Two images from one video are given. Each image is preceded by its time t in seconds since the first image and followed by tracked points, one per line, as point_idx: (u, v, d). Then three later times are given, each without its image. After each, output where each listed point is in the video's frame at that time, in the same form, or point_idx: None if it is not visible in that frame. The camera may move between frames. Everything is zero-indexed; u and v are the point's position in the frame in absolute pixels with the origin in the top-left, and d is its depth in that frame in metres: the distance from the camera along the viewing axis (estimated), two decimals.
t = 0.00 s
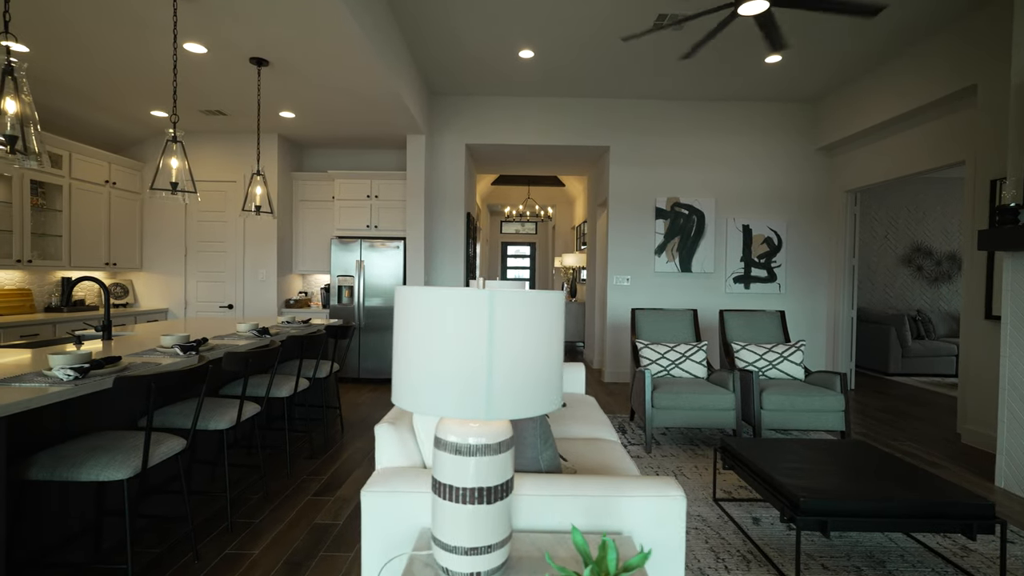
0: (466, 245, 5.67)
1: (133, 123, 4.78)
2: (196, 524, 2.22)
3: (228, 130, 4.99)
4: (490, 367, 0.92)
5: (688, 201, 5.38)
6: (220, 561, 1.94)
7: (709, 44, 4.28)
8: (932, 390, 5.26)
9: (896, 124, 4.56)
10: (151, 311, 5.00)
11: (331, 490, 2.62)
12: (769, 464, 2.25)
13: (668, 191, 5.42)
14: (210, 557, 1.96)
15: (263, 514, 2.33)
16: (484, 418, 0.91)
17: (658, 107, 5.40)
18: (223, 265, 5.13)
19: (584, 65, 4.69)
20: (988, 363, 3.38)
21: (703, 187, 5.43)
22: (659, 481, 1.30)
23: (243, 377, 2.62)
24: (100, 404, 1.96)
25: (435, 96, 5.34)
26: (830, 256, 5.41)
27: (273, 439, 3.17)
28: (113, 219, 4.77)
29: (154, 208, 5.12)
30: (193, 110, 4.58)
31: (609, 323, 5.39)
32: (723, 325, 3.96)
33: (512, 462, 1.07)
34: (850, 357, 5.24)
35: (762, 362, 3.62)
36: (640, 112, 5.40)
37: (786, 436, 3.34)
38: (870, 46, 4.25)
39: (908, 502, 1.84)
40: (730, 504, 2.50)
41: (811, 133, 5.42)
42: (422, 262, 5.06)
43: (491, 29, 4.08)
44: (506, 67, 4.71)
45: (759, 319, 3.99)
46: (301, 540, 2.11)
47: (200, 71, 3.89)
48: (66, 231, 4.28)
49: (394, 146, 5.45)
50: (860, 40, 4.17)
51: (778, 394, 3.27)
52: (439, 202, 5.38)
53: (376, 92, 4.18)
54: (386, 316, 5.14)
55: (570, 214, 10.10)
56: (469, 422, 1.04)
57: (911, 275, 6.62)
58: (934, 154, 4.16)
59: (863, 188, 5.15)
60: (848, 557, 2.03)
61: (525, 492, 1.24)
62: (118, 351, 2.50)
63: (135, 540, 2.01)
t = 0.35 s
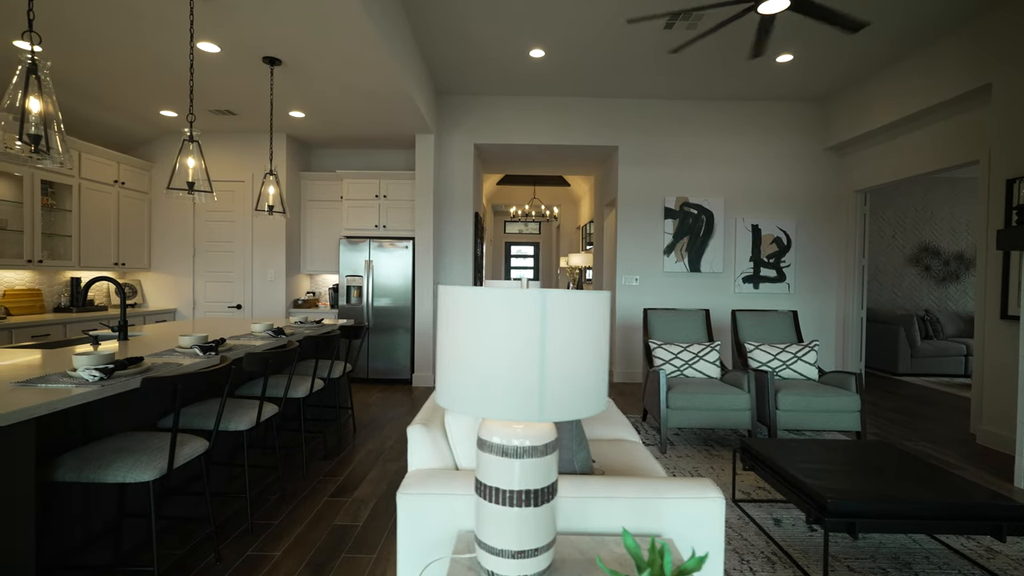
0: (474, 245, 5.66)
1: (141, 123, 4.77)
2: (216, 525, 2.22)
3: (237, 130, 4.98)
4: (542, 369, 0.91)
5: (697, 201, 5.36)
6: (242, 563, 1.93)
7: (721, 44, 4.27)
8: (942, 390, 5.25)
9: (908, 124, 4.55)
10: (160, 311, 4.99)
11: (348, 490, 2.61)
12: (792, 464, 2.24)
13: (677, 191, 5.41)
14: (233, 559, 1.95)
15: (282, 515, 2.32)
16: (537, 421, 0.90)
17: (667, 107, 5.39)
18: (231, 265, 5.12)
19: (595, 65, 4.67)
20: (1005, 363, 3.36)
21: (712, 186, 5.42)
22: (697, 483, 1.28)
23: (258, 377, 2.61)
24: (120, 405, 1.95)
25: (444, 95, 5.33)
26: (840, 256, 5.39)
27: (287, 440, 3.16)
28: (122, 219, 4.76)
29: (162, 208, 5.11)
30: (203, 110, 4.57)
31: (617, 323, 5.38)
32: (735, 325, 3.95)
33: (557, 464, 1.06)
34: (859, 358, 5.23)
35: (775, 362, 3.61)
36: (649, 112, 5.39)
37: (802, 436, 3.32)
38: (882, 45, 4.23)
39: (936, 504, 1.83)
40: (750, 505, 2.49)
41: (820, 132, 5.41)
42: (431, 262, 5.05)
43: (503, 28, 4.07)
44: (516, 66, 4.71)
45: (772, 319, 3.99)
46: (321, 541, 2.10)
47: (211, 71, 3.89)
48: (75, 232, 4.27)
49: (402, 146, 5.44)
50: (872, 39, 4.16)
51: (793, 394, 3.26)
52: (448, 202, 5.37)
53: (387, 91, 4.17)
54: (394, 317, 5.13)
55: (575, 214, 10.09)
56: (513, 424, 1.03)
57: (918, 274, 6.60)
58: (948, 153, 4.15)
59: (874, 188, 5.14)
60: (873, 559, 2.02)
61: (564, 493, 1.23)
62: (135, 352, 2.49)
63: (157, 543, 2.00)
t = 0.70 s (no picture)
0: (482, 245, 5.65)
1: (149, 123, 4.77)
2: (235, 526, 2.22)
3: (246, 130, 4.97)
4: (594, 369, 0.90)
5: (705, 201, 5.36)
6: (263, 564, 1.92)
7: (731, 44, 4.26)
8: (951, 391, 5.24)
9: (918, 124, 4.55)
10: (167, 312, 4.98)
11: (365, 492, 2.61)
12: (813, 465, 2.23)
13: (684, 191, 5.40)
14: (253, 560, 1.94)
15: (300, 517, 2.31)
16: (590, 422, 0.89)
17: (675, 107, 5.38)
18: (239, 265, 5.12)
19: (604, 65, 4.67)
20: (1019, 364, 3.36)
21: (720, 187, 5.42)
22: (733, 484, 1.28)
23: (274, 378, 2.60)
24: (141, 406, 1.95)
25: (452, 96, 5.33)
26: (848, 257, 5.39)
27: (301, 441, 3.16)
28: (130, 219, 4.75)
29: (170, 208, 5.11)
30: (212, 110, 4.56)
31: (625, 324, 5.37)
32: (746, 325, 3.95)
33: (600, 466, 1.05)
34: (868, 358, 5.22)
35: (788, 362, 3.60)
36: (657, 112, 5.38)
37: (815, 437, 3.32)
38: (893, 44, 4.23)
39: (961, 504, 1.82)
40: (769, 506, 2.48)
41: (828, 133, 5.41)
42: (439, 263, 5.06)
43: (514, 27, 4.07)
44: (525, 66, 4.70)
45: (783, 319, 3.98)
46: (342, 543, 2.10)
47: (222, 71, 3.88)
48: (84, 232, 4.26)
49: (410, 146, 5.43)
50: (883, 39, 4.15)
51: (807, 395, 3.26)
52: (455, 202, 5.36)
53: (397, 90, 4.15)
54: (402, 317, 5.12)
55: (579, 214, 10.08)
56: (556, 426, 1.02)
57: (925, 275, 6.60)
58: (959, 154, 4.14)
59: (882, 188, 5.14)
60: (896, 560, 2.01)
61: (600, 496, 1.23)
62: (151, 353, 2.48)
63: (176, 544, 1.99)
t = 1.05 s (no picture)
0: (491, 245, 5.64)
1: (161, 123, 4.76)
2: (258, 527, 2.22)
3: (256, 130, 4.97)
4: (653, 373, 0.89)
5: (714, 201, 5.36)
6: (289, 566, 1.92)
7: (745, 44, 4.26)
8: (961, 391, 5.23)
9: (931, 124, 4.54)
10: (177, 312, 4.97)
11: (384, 492, 2.60)
12: (837, 466, 2.22)
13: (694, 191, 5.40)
14: (279, 562, 1.94)
15: (321, 518, 2.31)
16: (647, 425, 0.89)
17: (685, 107, 5.38)
18: (248, 265, 5.11)
19: (616, 65, 4.66)
20: None
21: (730, 187, 5.41)
22: (772, 486, 1.27)
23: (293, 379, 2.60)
24: (166, 407, 1.94)
25: (462, 96, 5.32)
26: (858, 257, 5.39)
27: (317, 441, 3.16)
28: (141, 219, 4.75)
29: (179, 208, 5.10)
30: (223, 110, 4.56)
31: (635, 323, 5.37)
32: (760, 326, 3.95)
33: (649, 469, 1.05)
34: (878, 359, 5.22)
35: (803, 363, 3.60)
36: (667, 112, 5.37)
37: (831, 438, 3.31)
38: (907, 45, 4.22)
39: (991, 506, 1.82)
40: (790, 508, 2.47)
41: (838, 133, 5.40)
42: (449, 263, 5.06)
43: (528, 28, 4.06)
44: (537, 66, 4.70)
45: (796, 319, 3.98)
46: (366, 544, 2.09)
47: (235, 71, 3.87)
48: (96, 231, 4.25)
49: (419, 146, 5.43)
50: (897, 39, 4.15)
51: (823, 396, 3.25)
52: (465, 202, 5.36)
53: (410, 90, 4.15)
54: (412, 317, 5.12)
55: (584, 214, 10.07)
56: (604, 428, 1.02)
57: (933, 275, 6.59)
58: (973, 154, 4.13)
59: (893, 189, 5.14)
60: (923, 562, 2.00)
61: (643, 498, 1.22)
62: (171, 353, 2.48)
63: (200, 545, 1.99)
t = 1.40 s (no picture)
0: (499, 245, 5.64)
1: (170, 123, 4.76)
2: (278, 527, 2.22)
3: (265, 130, 4.97)
4: (704, 372, 0.90)
5: (723, 201, 5.36)
6: (313, 565, 1.92)
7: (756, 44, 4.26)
8: (971, 391, 5.23)
9: (942, 124, 4.54)
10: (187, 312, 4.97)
11: (402, 492, 2.60)
12: (858, 466, 2.22)
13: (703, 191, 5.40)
14: (302, 561, 1.94)
15: (341, 517, 2.32)
16: (698, 426, 0.89)
17: (694, 107, 5.37)
18: (257, 265, 5.11)
19: (626, 65, 4.66)
20: None
21: (739, 187, 5.41)
22: (808, 486, 1.27)
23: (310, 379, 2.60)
24: (189, 406, 1.94)
25: (471, 96, 5.32)
26: (867, 257, 5.39)
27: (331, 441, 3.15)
28: (150, 219, 4.75)
29: (188, 208, 5.10)
30: (234, 110, 4.56)
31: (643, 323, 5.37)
32: (772, 326, 3.95)
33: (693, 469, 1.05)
34: (887, 359, 5.22)
35: (815, 362, 3.60)
36: (676, 112, 5.37)
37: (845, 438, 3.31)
38: (918, 45, 4.22)
39: (1017, 506, 1.81)
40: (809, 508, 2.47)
41: (847, 133, 5.40)
42: (458, 263, 5.07)
43: (539, 27, 4.06)
44: (547, 66, 4.70)
45: (808, 319, 3.98)
46: (388, 544, 2.09)
47: (247, 71, 3.87)
48: (107, 232, 4.25)
49: (428, 146, 5.43)
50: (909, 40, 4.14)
51: (837, 395, 3.25)
52: (474, 202, 5.36)
53: (421, 89, 4.15)
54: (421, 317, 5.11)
55: (589, 214, 10.07)
56: (648, 427, 1.03)
57: (940, 275, 6.58)
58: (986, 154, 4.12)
59: (902, 188, 5.14)
60: (947, 562, 2.00)
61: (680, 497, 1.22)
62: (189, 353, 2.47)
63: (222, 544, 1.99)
